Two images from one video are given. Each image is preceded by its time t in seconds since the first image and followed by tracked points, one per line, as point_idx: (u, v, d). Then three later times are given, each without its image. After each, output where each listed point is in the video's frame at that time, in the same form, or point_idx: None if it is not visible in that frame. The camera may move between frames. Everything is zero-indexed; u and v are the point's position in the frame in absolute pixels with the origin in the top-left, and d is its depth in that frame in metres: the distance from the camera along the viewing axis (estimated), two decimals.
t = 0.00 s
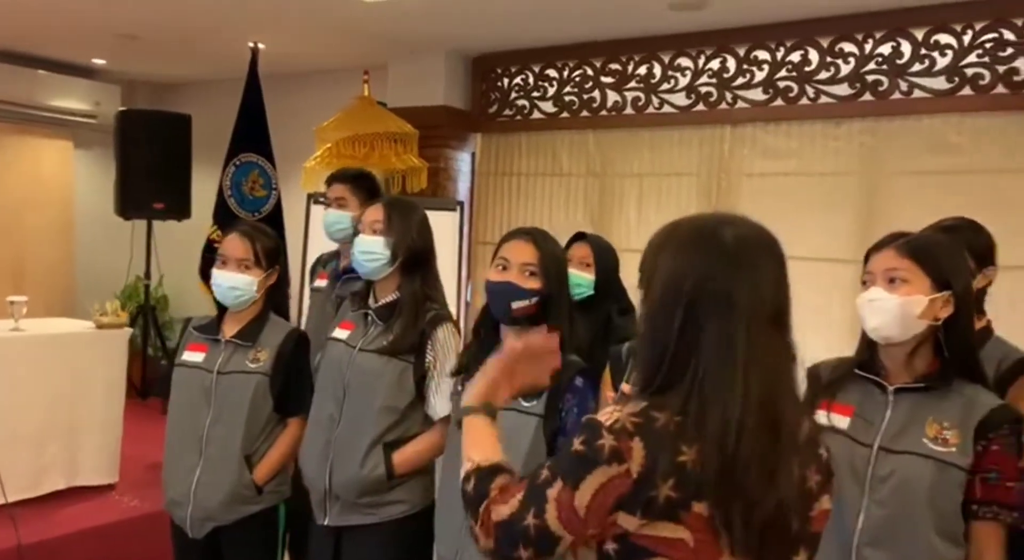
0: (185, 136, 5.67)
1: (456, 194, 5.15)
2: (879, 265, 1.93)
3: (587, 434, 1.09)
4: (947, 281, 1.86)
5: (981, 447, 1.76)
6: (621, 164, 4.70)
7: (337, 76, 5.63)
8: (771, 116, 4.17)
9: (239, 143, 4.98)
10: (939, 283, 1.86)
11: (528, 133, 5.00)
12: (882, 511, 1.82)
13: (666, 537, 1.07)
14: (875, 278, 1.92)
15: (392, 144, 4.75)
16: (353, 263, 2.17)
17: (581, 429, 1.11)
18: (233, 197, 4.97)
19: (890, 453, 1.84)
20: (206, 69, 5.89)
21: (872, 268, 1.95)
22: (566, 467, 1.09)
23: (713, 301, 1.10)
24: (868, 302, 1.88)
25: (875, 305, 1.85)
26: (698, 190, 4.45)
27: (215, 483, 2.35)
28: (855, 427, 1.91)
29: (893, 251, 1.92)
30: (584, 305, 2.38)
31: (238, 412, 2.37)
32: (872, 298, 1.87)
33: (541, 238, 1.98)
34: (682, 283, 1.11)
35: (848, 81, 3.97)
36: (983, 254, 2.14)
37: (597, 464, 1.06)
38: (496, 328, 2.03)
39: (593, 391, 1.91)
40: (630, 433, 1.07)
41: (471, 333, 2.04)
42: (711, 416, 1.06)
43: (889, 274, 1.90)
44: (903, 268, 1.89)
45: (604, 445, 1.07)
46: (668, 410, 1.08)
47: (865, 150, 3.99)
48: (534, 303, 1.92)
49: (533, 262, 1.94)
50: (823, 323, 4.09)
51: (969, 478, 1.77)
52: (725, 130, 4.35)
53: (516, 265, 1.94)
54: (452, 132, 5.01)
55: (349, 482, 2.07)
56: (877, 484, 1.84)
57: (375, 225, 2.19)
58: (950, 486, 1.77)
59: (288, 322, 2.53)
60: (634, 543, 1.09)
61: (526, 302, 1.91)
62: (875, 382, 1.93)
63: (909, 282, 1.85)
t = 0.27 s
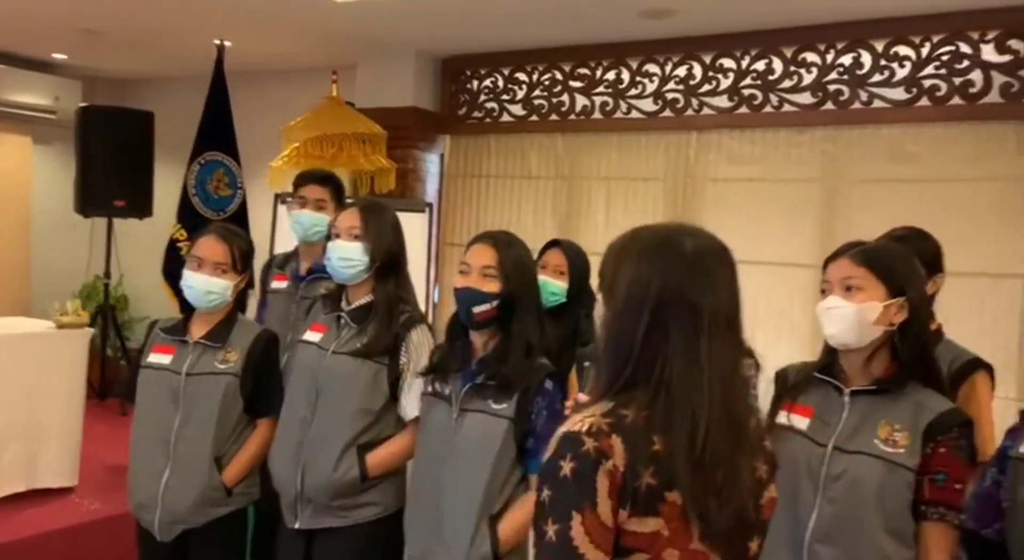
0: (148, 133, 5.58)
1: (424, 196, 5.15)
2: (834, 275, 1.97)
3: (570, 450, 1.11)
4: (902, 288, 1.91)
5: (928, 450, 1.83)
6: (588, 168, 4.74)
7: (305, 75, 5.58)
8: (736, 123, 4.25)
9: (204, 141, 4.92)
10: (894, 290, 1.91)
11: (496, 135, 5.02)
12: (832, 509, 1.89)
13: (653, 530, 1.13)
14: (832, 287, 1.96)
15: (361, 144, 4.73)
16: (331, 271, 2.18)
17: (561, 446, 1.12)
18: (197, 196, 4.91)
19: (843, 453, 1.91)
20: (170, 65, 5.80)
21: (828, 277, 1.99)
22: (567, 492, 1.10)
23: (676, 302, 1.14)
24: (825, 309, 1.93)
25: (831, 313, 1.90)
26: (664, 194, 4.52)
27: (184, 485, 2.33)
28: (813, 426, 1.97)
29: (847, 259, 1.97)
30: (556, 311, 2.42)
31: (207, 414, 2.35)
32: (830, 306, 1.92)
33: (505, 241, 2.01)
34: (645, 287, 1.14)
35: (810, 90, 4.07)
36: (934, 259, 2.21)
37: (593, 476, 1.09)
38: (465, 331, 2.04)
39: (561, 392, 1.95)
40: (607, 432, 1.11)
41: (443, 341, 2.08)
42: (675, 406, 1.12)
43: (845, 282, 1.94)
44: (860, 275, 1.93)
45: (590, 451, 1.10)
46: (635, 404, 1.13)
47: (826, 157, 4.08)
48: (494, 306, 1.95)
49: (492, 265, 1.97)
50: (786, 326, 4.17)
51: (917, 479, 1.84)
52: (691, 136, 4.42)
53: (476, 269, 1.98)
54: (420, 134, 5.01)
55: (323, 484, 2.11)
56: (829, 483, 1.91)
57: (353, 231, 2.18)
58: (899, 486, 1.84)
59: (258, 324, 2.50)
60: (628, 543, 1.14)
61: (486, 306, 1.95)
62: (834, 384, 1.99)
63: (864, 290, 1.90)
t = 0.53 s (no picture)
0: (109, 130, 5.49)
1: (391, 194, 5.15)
2: (795, 273, 2.01)
3: (551, 450, 1.12)
4: (858, 288, 1.96)
5: (882, 444, 1.89)
6: (555, 168, 4.78)
7: (271, 72, 5.53)
8: (701, 125, 4.32)
9: (167, 138, 4.86)
10: (850, 290, 1.96)
11: (463, 134, 5.03)
12: (790, 502, 1.94)
13: (629, 523, 1.16)
14: (791, 285, 2.01)
15: (328, 143, 4.71)
16: (302, 269, 2.18)
17: (540, 449, 1.13)
18: (161, 194, 4.85)
19: (801, 447, 1.95)
20: (132, 61, 5.71)
21: (789, 276, 2.03)
22: (552, 494, 1.10)
23: (649, 307, 1.18)
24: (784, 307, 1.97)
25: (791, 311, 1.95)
26: (630, 194, 4.57)
27: (151, 486, 2.31)
28: (772, 422, 2.01)
29: (809, 259, 2.01)
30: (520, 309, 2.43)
31: (175, 414, 2.33)
32: (789, 304, 1.96)
33: (466, 239, 2.02)
34: (617, 293, 1.18)
35: (773, 93, 4.14)
36: (887, 260, 2.27)
37: (579, 471, 1.11)
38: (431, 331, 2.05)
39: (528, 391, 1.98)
40: (585, 429, 1.13)
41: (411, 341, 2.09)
42: (648, 403, 1.17)
43: (805, 281, 1.98)
44: (817, 275, 1.98)
45: (571, 448, 1.11)
46: (608, 402, 1.17)
47: (789, 159, 4.16)
48: (456, 305, 1.96)
49: (453, 264, 1.98)
50: (749, 325, 4.25)
51: (873, 471, 1.89)
52: (657, 138, 4.48)
53: (438, 268, 1.99)
54: (387, 132, 4.99)
55: (293, 483, 2.11)
56: (788, 476, 1.95)
57: (326, 231, 2.18)
58: (855, 479, 1.89)
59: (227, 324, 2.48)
60: (607, 537, 1.16)
61: (449, 305, 1.96)
62: (793, 381, 2.04)
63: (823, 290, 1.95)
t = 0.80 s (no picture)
0: (65, 127, 5.39)
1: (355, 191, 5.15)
2: (751, 270, 2.05)
3: (541, 447, 1.26)
4: (810, 284, 2.02)
5: (840, 430, 1.96)
6: (519, 164, 4.81)
7: (231, 68, 5.47)
8: (661, 121, 4.38)
9: (124, 136, 4.80)
10: (804, 286, 2.01)
11: (427, 131, 5.04)
12: (754, 490, 2.00)
13: (618, 515, 1.31)
14: (747, 282, 2.05)
15: (290, 140, 4.67)
16: (263, 266, 2.20)
17: (531, 446, 1.27)
18: (119, 192, 4.78)
19: (763, 438, 2.02)
20: (87, 57, 5.61)
21: (745, 273, 2.07)
22: (538, 488, 1.24)
23: (634, 307, 1.36)
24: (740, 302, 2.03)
25: (745, 307, 2.01)
26: (592, 190, 4.63)
27: (117, 488, 2.31)
28: (733, 414, 2.06)
29: (764, 256, 2.06)
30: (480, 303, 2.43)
31: (140, 415, 2.33)
32: (744, 299, 2.02)
33: (430, 238, 2.04)
34: (609, 296, 1.35)
35: (731, 90, 4.22)
36: (835, 253, 2.35)
37: (567, 467, 1.25)
38: (399, 329, 2.08)
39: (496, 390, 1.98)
40: (576, 426, 1.28)
41: (380, 340, 2.11)
42: (635, 398, 1.34)
43: (761, 277, 2.03)
44: (773, 271, 2.02)
45: (562, 445, 1.26)
46: (595, 398, 1.33)
47: (747, 155, 4.25)
48: (420, 303, 1.99)
49: (416, 263, 2.01)
50: (710, 319, 4.33)
51: (832, 458, 1.97)
52: (619, 134, 4.54)
53: (403, 268, 2.01)
54: (349, 129, 4.98)
55: (261, 483, 2.12)
56: (750, 465, 2.02)
57: (287, 231, 2.19)
58: (815, 466, 1.97)
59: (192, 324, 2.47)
60: (593, 529, 1.30)
61: (412, 303, 1.98)
62: (750, 373, 2.10)
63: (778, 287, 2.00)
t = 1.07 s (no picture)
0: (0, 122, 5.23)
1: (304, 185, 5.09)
2: (694, 261, 2.09)
3: (520, 448, 1.30)
4: (750, 274, 2.08)
5: (784, 413, 2.04)
6: (470, 157, 4.82)
7: (174, 60, 5.36)
8: (609, 114, 4.43)
9: (63, 131, 4.67)
10: (744, 275, 2.07)
11: (377, 125, 5.02)
12: (707, 477, 2.06)
13: (592, 511, 1.35)
14: (691, 272, 2.09)
15: (236, 135, 4.61)
16: (210, 267, 2.18)
17: (509, 446, 1.30)
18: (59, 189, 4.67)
19: (712, 425, 2.07)
20: (23, 49, 5.44)
21: (687, 264, 2.11)
22: (516, 489, 1.28)
23: (598, 301, 1.40)
24: (684, 292, 2.06)
25: (692, 296, 2.04)
26: (543, 182, 4.66)
27: (65, 492, 2.30)
28: (681, 404, 2.12)
29: (706, 248, 2.10)
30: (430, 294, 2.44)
31: (87, 418, 2.30)
32: (690, 288, 2.05)
33: (383, 236, 2.06)
34: (573, 291, 1.38)
35: (677, 83, 4.28)
36: (773, 244, 2.42)
37: (546, 467, 1.28)
38: (352, 326, 2.09)
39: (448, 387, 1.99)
40: (555, 425, 1.33)
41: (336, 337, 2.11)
42: (601, 394, 1.40)
43: (704, 267, 2.07)
44: (716, 261, 2.07)
45: (542, 446, 1.29)
46: (567, 396, 1.38)
47: (693, 148, 4.33)
48: (374, 301, 2.01)
49: (370, 260, 2.03)
50: (659, 308, 4.41)
51: (776, 440, 2.04)
52: (569, 127, 4.57)
53: (358, 266, 2.04)
54: (297, 123, 4.92)
55: (212, 483, 2.13)
56: (702, 454, 2.07)
57: (233, 228, 2.18)
58: (763, 449, 2.03)
59: (139, 324, 2.45)
60: (570, 526, 1.34)
61: (366, 301, 2.00)
62: (695, 362, 2.15)
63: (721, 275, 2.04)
